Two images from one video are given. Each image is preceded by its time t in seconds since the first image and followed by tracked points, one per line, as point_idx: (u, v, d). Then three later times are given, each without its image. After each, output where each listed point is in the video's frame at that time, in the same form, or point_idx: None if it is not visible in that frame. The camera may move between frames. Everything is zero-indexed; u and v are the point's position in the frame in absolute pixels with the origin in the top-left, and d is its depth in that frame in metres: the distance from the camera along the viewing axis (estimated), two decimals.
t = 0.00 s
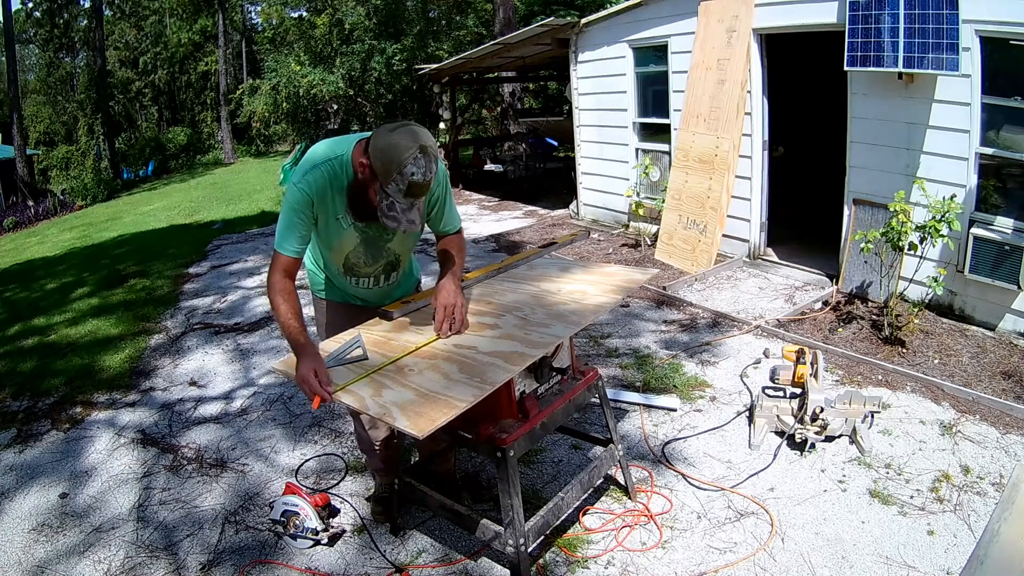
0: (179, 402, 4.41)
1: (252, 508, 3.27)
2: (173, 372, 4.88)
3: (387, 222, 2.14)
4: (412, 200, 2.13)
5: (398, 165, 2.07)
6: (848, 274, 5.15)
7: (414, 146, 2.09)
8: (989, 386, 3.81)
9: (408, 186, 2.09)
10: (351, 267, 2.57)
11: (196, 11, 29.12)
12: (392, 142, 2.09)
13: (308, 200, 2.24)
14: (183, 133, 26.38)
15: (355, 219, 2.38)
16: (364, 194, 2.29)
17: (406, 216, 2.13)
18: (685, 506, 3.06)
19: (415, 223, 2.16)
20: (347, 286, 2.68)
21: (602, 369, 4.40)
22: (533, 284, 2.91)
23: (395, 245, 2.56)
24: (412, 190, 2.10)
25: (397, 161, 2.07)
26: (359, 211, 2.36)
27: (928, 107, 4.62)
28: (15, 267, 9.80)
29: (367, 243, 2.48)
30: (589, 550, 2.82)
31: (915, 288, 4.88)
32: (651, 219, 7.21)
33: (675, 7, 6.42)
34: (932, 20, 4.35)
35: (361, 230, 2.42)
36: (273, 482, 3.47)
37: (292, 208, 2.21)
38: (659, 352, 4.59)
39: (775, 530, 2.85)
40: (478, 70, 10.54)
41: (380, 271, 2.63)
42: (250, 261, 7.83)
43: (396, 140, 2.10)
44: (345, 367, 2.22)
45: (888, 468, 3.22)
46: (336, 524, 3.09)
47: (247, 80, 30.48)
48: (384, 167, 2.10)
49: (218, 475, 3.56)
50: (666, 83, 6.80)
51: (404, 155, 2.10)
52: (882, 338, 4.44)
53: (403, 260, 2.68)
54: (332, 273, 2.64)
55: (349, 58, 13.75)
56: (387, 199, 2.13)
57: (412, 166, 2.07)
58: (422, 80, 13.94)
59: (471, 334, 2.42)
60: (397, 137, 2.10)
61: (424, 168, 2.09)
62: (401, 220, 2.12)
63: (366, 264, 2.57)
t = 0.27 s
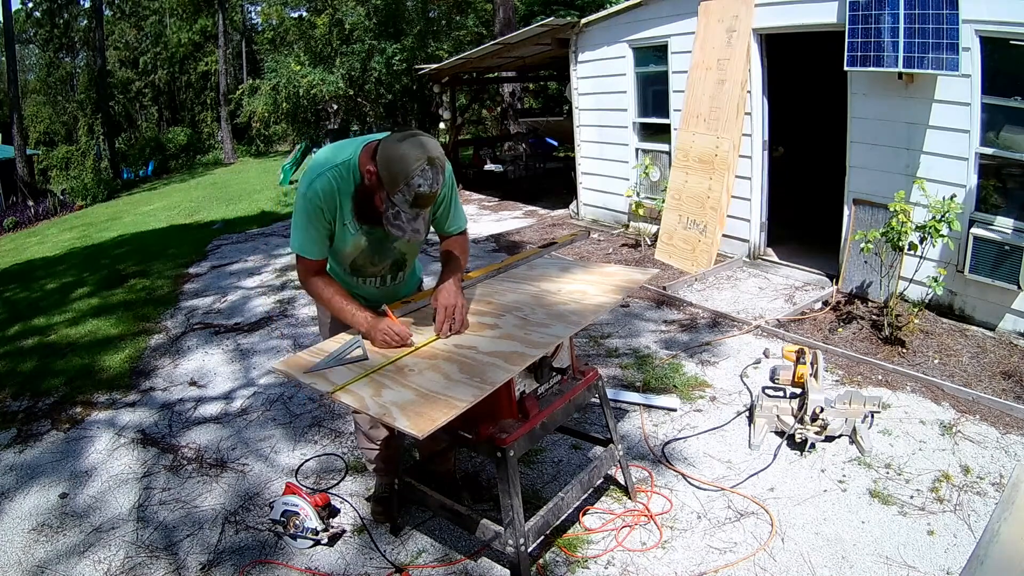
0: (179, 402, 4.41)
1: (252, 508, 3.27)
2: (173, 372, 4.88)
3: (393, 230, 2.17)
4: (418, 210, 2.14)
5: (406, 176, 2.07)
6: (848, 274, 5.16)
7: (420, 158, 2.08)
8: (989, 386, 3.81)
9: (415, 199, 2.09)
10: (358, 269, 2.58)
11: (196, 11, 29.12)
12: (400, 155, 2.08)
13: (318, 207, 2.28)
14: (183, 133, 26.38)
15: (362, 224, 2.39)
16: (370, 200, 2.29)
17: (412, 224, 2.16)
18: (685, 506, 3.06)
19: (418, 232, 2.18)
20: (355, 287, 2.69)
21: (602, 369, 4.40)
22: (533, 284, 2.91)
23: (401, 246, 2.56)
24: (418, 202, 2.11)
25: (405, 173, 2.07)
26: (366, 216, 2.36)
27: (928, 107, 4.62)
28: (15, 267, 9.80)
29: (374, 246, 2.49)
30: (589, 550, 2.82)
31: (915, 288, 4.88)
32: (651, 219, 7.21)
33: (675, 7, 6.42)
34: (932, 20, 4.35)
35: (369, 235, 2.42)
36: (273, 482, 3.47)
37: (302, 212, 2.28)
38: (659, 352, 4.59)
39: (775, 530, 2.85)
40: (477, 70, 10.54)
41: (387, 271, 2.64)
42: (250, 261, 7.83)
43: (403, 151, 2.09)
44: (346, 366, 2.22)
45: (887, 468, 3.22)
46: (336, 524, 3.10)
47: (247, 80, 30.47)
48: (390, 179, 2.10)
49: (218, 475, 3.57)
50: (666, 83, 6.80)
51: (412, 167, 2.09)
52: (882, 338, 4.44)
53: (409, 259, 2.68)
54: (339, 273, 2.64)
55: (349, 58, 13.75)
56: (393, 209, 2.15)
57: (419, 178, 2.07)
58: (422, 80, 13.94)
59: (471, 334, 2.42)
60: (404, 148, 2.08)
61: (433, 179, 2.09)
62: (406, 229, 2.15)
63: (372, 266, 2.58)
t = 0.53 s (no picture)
0: (179, 402, 4.41)
1: (252, 509, 3.27)
2: (173, 372, 4.88)
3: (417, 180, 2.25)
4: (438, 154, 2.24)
5: (423, 123, 2.16)
6: (848, 273, 5.16)
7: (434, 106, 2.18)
8: (989, 386, 3.81)
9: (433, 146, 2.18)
10: (385, 243, 2.64)
11: (196, 11, 29.13)
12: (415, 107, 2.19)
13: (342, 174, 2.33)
14: (183, 133, 26.39)
15: (390, 192, 2.45)
16: (392, 163, 2.39)
17: (434, 169, 2.24)
18: (685, 506, 3.06)
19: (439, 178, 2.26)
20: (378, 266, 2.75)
21: (602, 369, 4.40)
22: (533, 284, 2.91)
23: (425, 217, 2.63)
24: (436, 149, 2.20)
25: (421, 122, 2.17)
26: (394, 183, 2.43)
27: (928, 107, 4.62)
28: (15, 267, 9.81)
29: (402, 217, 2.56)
30: (589, 550, 2.83)
31: (915, 288, 4.88)
32: (651, 219, 7.22)
33: (675, 8, 6.42)
34: (932, 20, 4.35)
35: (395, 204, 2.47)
36: (273, 482, 3.47)
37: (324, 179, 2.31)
38: (659, 352, 4.59)
39: (775, 530, 2.85)
40: (477, 70, 10.54)
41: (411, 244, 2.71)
42: (250, 261, 7.84)
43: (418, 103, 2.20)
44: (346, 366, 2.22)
45: (888, 468, 3.22)
46: (336, 524, 3.10)
47: (247, 80, 30.46)
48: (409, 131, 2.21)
49: (218, 475, 3.57)
50: (666, 83, 6.80)
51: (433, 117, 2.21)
52: (882, 338, 4.44)
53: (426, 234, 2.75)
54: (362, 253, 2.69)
55: (349, 58, 13.75)
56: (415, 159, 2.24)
57: (436, 123, 2.16)
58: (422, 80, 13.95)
59: (471, 334, 2.42)
60: (418, 98, 2.19)
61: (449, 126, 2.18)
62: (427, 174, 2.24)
63: (398, 239, 2.64)
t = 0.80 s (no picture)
0: (179, 402, 4.41)
1: (252, 509, 3.27)
2: (173, 372, 4.88)
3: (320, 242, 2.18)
4: (339, 217, 2.08)
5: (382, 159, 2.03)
6: (848, 273, 5.16)
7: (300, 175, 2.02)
8: (989, 386, 3.81)
9: (313, 220, 2.04)
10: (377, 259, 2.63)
11: (196, 11, 29.16)
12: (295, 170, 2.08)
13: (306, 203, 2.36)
14: (183, 133, 26.43)
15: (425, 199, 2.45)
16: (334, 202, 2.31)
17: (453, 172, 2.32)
18: (685, 506, 3.06)
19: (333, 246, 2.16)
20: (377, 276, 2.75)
21: (602, 369, 4.40)
22: (534, 284, 2.91)
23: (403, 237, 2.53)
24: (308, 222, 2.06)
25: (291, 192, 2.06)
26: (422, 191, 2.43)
27: (928, 107, 4.62)
28: (15, 267, 9.81)
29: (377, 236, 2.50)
30: (589, 550, 2.82)
31: (915, 288, 4.88)
32: (652, 219, 7.22)
33: (675, 7, 6.42)
34: (932, 20, 4.35)
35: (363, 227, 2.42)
36: (273, 482, 3.47)
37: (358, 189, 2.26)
38: (659, 352, 4.59)
39: (775, 530, 2.85)
40: (477, 70, 10.54)
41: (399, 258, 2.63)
42: (250, 261, 7.84)
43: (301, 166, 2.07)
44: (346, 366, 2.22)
45: (887, 468, 3.22)
46: (336, 524, 3.10)
47: (247, 80, 30.47)
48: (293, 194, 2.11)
49: (218, 475, 3.57)
50: (666, 83, 6.80)
51: (334, 189, 2.03)
52: (882, 338, 4.44)
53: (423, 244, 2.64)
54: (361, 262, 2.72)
55: (349, 58, 13.76)
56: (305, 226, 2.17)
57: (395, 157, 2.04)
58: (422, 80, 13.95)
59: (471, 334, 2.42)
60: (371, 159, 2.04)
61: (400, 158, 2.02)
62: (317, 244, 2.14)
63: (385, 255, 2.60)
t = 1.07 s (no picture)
0: (179, 402, 4.41)
1: (252, 509, 3.27)
2: (173, 372, 4.88)
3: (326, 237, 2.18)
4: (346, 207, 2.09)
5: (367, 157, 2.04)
6: (848, 273, 5.16)
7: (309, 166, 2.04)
8: (989, 386, 3.81)
9: (319, 211, 2.05)
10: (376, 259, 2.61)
11: (196, 11, 29.17)
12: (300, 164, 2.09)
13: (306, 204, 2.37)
14: (183, 133, 26.43)
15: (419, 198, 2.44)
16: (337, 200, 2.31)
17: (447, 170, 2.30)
18: (685, 506, 3.06)
19: (342, 240, 2.15)
20: (376, 276, 2.75)
21: (602, 369, 4.40)
22: (534, 284, 2.91)
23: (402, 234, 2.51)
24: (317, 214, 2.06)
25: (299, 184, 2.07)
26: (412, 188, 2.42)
27: (928, 107, 4.62)
28: (15, 267, 9.81)
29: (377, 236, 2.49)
30: (589, 550, 2.82)
31: (915, 288, 4.88)
32: (651, 219, 7.22)
33: (675, 7, 6.42)
34: (932, 20, 4.35)
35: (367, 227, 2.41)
36: (273, 482, 3.47)
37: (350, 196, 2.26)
38: (659, 352, 4.59)
39: (775, 530, 2.85)
40: (477, 70, 10.54)
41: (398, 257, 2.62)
42: (250, 261, 7.84)
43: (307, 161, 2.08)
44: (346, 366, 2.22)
45: (888, 468, 3.22)
46: (336, 524, 3.10)
47: (247, 80, 30.47)
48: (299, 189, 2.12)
49: (218, 475, 3.57)
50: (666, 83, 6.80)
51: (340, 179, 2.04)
52: (882, 338, 4.44)
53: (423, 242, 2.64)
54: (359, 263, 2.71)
55: (349, 58, 13.76)
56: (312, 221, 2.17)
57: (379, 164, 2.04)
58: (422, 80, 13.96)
59: (471, 334, 2.42)
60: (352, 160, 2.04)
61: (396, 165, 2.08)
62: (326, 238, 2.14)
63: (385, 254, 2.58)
